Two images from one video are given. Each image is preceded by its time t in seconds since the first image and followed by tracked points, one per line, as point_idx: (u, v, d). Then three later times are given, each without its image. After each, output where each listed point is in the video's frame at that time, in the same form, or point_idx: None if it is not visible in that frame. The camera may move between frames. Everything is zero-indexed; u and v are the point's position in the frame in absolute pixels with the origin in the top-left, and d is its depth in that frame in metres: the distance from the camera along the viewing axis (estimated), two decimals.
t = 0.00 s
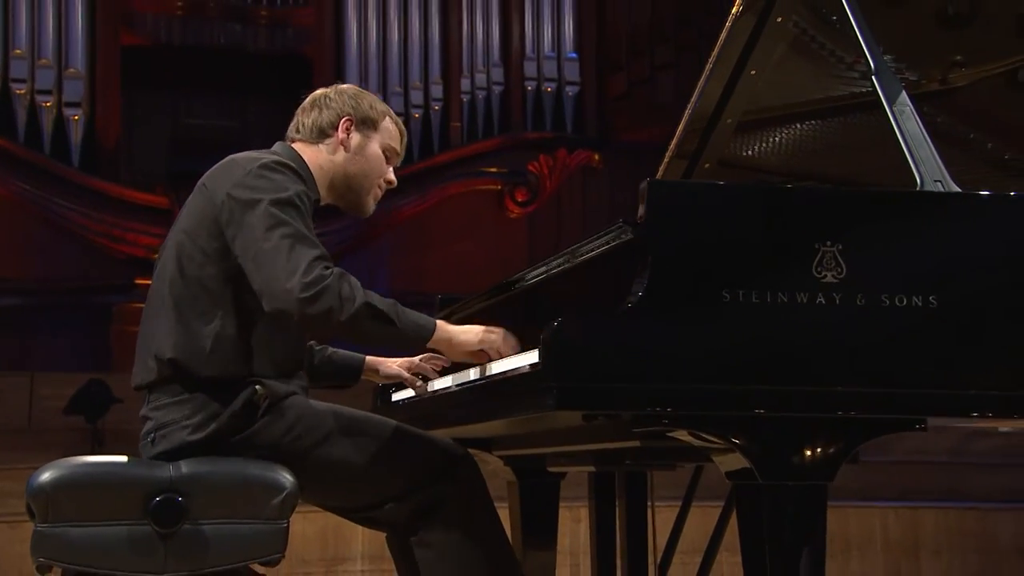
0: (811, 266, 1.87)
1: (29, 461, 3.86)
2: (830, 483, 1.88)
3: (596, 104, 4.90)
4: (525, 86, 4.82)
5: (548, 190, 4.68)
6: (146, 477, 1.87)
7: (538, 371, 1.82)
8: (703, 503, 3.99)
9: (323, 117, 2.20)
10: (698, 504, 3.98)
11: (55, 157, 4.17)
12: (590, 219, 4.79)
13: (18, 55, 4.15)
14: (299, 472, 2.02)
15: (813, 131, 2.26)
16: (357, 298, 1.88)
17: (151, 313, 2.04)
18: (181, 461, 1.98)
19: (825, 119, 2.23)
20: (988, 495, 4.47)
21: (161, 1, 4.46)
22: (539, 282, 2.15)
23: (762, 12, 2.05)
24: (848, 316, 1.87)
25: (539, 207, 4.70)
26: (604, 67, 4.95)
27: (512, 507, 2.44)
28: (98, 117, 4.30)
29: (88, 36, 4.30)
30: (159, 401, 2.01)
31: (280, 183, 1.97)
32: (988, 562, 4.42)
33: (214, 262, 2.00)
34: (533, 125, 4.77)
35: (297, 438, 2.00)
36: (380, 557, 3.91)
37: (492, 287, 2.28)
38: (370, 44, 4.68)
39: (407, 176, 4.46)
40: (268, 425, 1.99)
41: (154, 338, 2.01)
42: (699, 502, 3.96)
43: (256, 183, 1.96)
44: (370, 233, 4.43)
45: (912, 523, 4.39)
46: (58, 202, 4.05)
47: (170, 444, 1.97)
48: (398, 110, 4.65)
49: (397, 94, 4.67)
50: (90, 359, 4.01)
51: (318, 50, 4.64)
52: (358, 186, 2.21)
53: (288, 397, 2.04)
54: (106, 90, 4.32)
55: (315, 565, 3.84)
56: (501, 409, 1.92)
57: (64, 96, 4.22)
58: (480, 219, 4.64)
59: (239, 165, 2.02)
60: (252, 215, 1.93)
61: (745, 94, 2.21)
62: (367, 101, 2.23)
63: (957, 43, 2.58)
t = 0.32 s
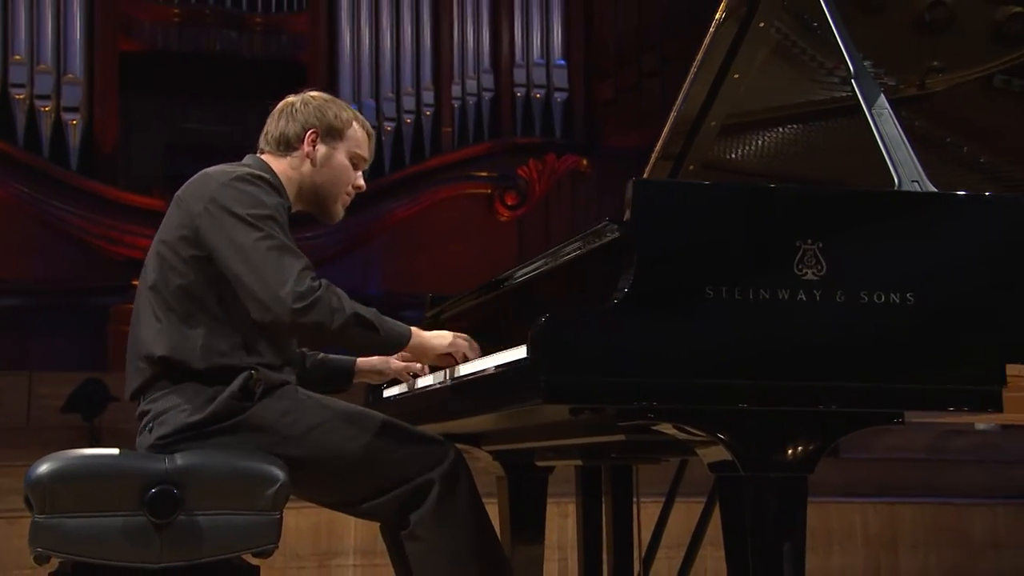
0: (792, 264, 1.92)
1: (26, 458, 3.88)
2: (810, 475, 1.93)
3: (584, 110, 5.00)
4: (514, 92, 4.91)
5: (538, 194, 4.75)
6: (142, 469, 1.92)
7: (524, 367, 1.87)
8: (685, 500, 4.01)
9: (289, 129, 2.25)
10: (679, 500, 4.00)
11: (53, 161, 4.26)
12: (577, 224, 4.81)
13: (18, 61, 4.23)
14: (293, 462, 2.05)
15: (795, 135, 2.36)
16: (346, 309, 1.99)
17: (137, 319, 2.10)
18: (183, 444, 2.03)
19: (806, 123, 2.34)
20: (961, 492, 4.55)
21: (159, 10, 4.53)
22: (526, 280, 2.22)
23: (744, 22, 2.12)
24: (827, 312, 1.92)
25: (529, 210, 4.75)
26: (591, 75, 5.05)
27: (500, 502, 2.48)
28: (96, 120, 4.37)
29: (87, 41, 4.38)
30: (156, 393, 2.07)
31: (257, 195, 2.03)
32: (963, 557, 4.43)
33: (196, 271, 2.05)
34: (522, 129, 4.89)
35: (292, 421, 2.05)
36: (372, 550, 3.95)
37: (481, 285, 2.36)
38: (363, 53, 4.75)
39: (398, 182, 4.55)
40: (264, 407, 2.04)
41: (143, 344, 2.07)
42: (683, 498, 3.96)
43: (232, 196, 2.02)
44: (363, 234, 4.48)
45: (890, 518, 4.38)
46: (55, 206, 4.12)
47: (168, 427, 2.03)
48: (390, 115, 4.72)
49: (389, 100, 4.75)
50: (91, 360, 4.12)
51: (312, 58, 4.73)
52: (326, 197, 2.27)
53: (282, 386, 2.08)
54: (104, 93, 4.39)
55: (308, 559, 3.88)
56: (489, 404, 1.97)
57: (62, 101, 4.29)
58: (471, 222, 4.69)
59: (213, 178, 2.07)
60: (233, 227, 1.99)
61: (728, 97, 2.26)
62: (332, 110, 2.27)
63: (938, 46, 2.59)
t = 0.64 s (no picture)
0: (774, 261, 1.96)
1: (26, 453, 4.08)
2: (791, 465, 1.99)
3: (572, 115, 5.08)
4: (504, 98, 5.02)
5: (527, 197, 4.91)
6: (139, 461, 1.99)
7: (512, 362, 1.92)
8: (667, 496, 4.16)
9: (269, 150, 2.30)
10: (662, 497, 4.15)
11: (51, 162, 4.41)
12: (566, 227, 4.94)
13: (17, 67, 4.37)
14: (284, 444, 2.12)
15: (780, 137, 2.43)
16: (336, 318, 2.15)
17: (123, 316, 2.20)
18: (182, 426, 2.11)
19: (788, 129, 2.43)
20: (939, 488, 4.67)
21: (156, 17, 4.73)
22: (513, 278, 2.28)
23: (725, 27, 2.19)
24: (808, 308, 1.96)
25: (518, 214, 4.91)
26: (579, 81, 5.14)
27: (490, 497, 2.54)
28: (94, 129, 4.50)
29: (84, 47, 4.54)
30: (149, 383, 2.16)
31: (243, 202, 2.17)
32: (940, 553, 4.59)
33: (184, 271, 2.16)
34: (512, 134, 4.98)
35: (285, 402, 2.12)
36: (364, 545, 4.12)
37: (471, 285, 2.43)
38: (356, 64, 4.88)
39: (389, 185, 4.71)
40: (256, 388, 2.12)
41: (132, 339, 2.17)
42: (665, 494, 4.12)
43: (220, 203, 2.15)
44: (352, 238, 4.65)
45: (870, 512, 4.56)
46: (54, 208, 4.29)
47: (166, 412, 2.12)
48: (382, 119, 4.86)
49: (381, 105, 4.87)
50: (91, 356, 4.29)
51: (306, 63, 4.87)
52: (303, 216, 2.33)
53: (272, 369, 2.16)
54: (101, 101, 4.53)
55: (301, 554, 4.06)
56: (475, 399, 2.03)
57: (60, 105, 4.44)
58: (462, 226, 4.84)
59: (197, 186, 2.20)
60: (225, 233, 2.13)
61: (712, 101, 2.33)
62: (312, 132, 2.32)
63: (916, 53, 2.67)
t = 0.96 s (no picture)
0: (755, 258, 2.01)
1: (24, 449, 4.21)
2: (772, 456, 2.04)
3: (560, 121, 5.18)
4: (494, 103, 5.12)
5: (517, 199, 5.00)
6: (135, 453, 2.05)
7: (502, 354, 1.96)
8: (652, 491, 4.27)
9: (252, 149, 2.38)
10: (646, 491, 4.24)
11: (50, 164, 4.51)
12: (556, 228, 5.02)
13: (16, 71, 4.48)
14: (277, 433, 2.18)
15: (763, 139, 2.49)
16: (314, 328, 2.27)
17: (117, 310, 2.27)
18: (182, 411, 2.17)
19: (771, 130, 2.49)
20: (914, 483, 4.75)
21: (153, 22, 4.77)
22: (501, 275, 2.36)
23: (709, 32, 2.27)
24: (788, 303, 2.01)
25: (507, 216, 5.01)
26: (567, 87, 5.23)
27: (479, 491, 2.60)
28: (92, 131, 4.60)
29: (83, 52, 4.62)
30: (149, 372, 2.22)
31: (235, 206, 2.25)
32: (918, 545, 4.65)
33: (178, 270, 2.23)
34: (501, 138, 5.08)
35: (282, 388, 2.18)
36: (357, 538, 4.24)
37: (460, 282, 2.53)
38: (348, 67, 5.00)
39: (382, 187, 4.82)
40: (252, 375, 2.18)
41: (128, 334, 2.24)
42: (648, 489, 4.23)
43: (212, 207, 2.23)
44: (346, 238, 4.75)
45: (849, 507, 4.62)
46: (53, 210, 4.40)
47: (168, 396, 2.17)
48: (374, 124, 4.99)
49: (374, 109, 5.00)
50: (88, 356, 4.46)
51: (301, 69, 4.97)
52: (287, 213, 2.42)
53: (267, 358, 2.22)
54: (98, 105, 4.62)
55: (295, 547, 4.18)
56: (464, 394, 2.08)
57: (59, 109, 4.54)
58: (452, 228, 4.97)
59: (189, 188, 2.27)
60: (216, 239, 2.21)
61: (695, 104, 2.41)
62: (293, 131, 2.40)
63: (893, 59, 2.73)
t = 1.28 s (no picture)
0: (737, 255, 2.06)
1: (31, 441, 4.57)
2: (754, 449, 2.09)
3: (549, 124, 5.56)
4: (485, 108, 5.50)
5: (506, 203, 5.37)
6: (131, 445, 2.11)
7: (491, 348, 2.01)
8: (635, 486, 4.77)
9: (246, 133, 2.43)
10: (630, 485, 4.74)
11: (51, 167, 4.83)
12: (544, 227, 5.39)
13: (17, 75, 4.80)
14: (275, 428, 2.23)
15: (745, 142, 2.61)
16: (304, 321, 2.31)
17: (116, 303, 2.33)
18: (181, 407, 2.23)
19: (758, 132, 2.61)
20: (895, 477, 5.37)
21: (152, 27, 5.13)
22: (491, 271, 2.42)
23: (694, 33, 2.39)
24: (769, 298, 2.06)
25: (497, 218, 5.35)
26: (556, 93, 5.62)
27: (469, 482, 2.67)
28: (91, 132, 4.95)
29: (82, 61, 4.96)
30: (150, 366, 2.28)
31: (231, 199, 2.29)
32: (895, 536, 5.30)
33: (177, 263, 2.28)
34: (492, 143, 5.47)
35: (279, 388, 2.23)
36: (348, 530, 4.76)
37: (451, 279, 2.60)
38: (343, 68, 5.36)
39: (370, 192, 5.16)
40: (251, 374, 2.23)
41: (129, 328, 2.29)
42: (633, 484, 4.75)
43: (211, 198, 2.27)
44: (341, 239, 5.09)
45: (828, 502, 5.26)
46: (54, 212, 4.71)
47: (168, 392, 2.24)
48: (368, 128, 5.35)
49: (367, 114, 5.37)
50: (87, 354, 4.71)
51: (296, 75, 5.33)
52: (286, 193, 2.46)
53: (265, 358, 2.28)
54: (97, 108, 4.97)
55: (288, 540, 4.70)
56: (453, 386, 2.14)
57: (59, 113, 4.86)
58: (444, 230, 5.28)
59: (188, 180, 2.32)
60: (212, 231, 2.25)
61: (680, 107, 2.52)
62: (286, 113, 2.45)
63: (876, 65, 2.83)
